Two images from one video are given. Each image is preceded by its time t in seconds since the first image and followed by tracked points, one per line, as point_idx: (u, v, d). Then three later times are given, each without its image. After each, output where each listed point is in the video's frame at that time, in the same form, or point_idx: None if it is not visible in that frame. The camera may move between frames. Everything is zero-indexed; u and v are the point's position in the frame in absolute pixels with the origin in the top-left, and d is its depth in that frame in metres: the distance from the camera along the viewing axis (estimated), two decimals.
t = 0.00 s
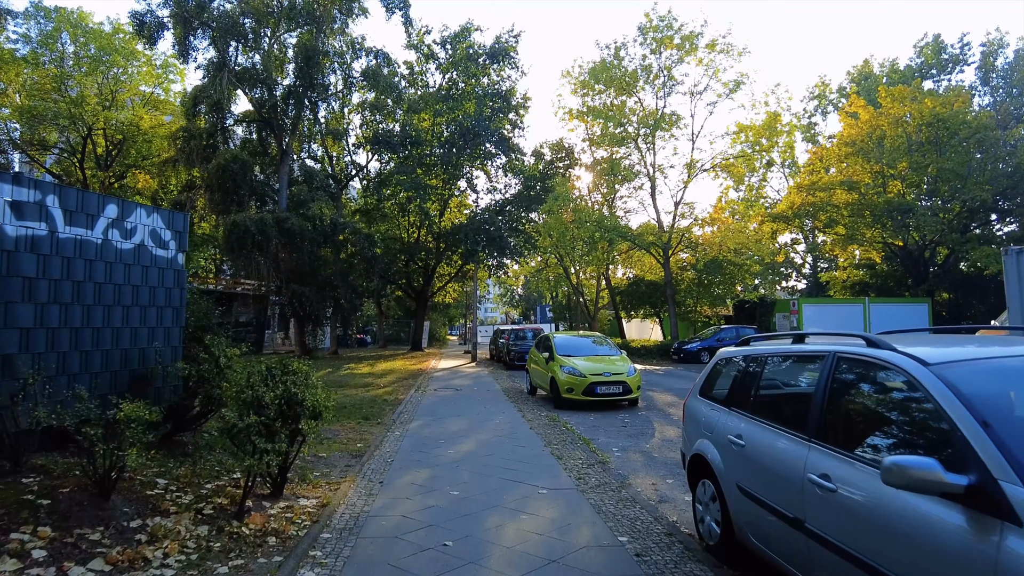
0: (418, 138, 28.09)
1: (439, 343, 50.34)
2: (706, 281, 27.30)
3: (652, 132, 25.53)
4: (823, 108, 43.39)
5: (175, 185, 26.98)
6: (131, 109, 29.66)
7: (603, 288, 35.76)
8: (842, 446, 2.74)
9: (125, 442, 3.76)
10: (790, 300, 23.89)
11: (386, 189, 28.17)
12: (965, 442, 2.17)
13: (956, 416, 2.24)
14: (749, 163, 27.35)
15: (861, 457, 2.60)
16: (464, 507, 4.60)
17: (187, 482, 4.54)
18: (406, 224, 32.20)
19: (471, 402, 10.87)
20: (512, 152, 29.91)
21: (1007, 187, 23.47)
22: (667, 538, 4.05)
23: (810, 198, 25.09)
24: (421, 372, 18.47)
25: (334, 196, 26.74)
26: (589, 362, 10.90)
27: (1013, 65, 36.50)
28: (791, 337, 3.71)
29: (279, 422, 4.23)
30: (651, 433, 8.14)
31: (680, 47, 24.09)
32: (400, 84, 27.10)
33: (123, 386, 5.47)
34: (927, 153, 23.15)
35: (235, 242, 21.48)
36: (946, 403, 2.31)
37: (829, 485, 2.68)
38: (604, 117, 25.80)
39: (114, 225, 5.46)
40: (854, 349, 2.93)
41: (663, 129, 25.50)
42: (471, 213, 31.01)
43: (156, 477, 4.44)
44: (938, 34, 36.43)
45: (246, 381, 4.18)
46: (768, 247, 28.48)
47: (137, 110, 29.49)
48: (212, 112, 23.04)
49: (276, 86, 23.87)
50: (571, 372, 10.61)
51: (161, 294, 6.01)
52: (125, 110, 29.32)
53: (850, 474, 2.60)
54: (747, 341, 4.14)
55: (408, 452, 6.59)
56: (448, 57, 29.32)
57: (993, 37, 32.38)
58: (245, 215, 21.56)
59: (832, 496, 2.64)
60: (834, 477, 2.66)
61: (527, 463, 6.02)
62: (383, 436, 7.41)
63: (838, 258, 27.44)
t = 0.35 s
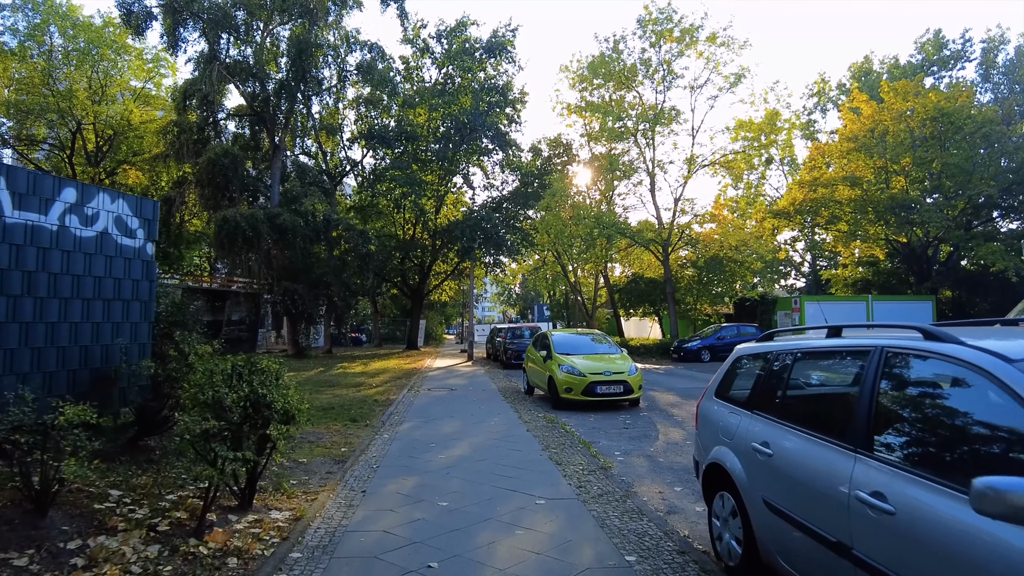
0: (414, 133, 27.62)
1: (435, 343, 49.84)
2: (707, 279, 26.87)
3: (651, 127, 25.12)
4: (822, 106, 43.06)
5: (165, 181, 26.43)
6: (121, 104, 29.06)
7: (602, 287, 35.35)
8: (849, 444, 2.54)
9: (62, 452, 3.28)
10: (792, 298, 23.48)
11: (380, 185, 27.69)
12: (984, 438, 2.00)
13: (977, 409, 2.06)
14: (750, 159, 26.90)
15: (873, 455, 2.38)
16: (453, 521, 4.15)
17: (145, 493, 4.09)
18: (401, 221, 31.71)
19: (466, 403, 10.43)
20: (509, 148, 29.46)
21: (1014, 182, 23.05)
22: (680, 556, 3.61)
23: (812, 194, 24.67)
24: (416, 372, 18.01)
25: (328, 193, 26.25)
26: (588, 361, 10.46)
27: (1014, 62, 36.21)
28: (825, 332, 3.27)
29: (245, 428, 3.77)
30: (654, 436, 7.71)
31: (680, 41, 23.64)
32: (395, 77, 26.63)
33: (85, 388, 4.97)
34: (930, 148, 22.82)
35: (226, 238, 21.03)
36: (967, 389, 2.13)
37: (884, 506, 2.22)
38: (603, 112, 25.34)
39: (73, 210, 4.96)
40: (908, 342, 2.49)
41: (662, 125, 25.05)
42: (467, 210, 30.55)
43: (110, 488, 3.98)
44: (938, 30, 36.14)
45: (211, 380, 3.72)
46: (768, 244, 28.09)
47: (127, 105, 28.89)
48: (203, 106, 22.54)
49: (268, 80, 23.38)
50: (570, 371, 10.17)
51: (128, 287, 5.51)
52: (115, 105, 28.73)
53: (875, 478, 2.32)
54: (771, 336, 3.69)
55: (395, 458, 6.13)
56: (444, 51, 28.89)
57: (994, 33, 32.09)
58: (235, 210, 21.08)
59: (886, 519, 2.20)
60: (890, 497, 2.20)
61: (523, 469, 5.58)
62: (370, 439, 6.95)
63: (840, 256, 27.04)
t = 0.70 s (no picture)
0: (412, 132, 27.16)
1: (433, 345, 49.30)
2: (710, 281, 26.40)
3: (653, 125, 24.67)
4: (825, 106, 42.65)
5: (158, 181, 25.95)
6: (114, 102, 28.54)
7: (602, 288, 34.88)
8: (865, 455, 2.42)
9: None
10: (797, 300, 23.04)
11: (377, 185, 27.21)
12: None
13: None
14: (755, 158, 26.41)
15: (887, 468, 2.26)
16: (446, 551, 3.68)
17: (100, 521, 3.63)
18: (399, 222, 31.23)
19: (463, 410, 9.97)
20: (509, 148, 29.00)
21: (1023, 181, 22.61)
22: None
23: (818, 193, 24.21)
24: (413, 376, 17.51)
25: (324, 193, 25.79)
26: (591, 366, 10.00)
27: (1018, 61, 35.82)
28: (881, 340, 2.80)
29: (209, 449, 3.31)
30: (663, 447, 7.27)
31: (683, 37, 23.22)
32: (392, 75, 26.17)
33: (42, 400, 4.51)
34: (938, 147, 22.39)
35: (218, 238, 20.59)
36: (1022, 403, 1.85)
37: (984, 564, 1.75)
38: (604, 110, 24.89)
39: (28, 204, 4.49)
40: (999, 355, 2.02)
41: (665, 123, 24.60)
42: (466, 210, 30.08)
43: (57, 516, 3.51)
44: (942, 29, 35.75)
45: (165, 395, 3.26)
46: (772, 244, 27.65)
47: (120, 103, 28.37)
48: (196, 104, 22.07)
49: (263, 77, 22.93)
50: (572, 376, 9.69)
51: (93, 287, 5.05)
52: (108, 103, 28.21)
53: (884, 489, 2.23)
54: (811, 345, 3.23)
55: (385, 474, 5.65)
56: (442, 49, 28.46)
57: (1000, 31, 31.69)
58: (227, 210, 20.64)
59: None
60: (992, 554, 1.74)
61: (525, 487, 5.12)
62: (358, 452, 6.45)
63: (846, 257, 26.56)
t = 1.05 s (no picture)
0: (412, 129, 26.70)
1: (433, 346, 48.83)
2: (716, 281, 25.89)
3: (658, 123, 24.22)
4: (829, 105, 42.14)
5: (153, 178, 25.51)
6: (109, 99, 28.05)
7: (604, 289, 34.37)
8: (927, 476, 2.08)
9: None
10: (804, 300, 22.58)
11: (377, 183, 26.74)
12: None
13: None
14: (760, 157, 25.93)
15: (991, 508, 1.81)
16: None
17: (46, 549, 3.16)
18: (399, 221, 30.77)
19: (463, 415, 9.51)
20: (511, 145, 28.50)
21: None
22: None
23: (826, 192, 23.72)
24: (412, 377, 17.04)
25: (322, 191, 25.35)
26: (598, 368, 9.54)
27: None
28: (970, 346, 2.32)
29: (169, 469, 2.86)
30: (676, 456, 6.84)
31: (688, 33, 22.76)
32: (392, 71, 25.71)
33: None
34: (948, 144, 21.95)
35: (213, 237, 20.27)
36: None
37: None
38: (608, 107, 24.42)
39: None
40: None
41: (669, 120, 24.13)
42: (466, 209, 29.61)
43: None
44: (949, 26, 35.25)
45: (114, 408, 2.80)
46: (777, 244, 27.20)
47: (116, 100, 27.90)
48: (192, 100, 21.61)
49: (259, 72, 22.47)
50: (577, 380, 9.25)
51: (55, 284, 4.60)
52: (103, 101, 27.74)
53: (925, 506, 2.01)
54: (869, 348, 2.76)
55: (378, 487, 5.19)
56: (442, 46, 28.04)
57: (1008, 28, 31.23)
58: (222, 208, 20.26)
59: None
60: None
61: (531, 506, 4.66)
62: (349, 463, 5.99)
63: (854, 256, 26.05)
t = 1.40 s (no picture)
0: (412, 125, 26.24)
1: (433, 345, 48.38)
2: (720, 279, 25.36)
3: (661, 117, 23.78)
4: (832, 103, 41.67)
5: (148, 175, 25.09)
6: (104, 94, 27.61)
7: (606, 287, 33.90)
8: None
9: None
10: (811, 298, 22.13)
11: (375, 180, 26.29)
12: None
13: None
14: (765, 153, 25.49)
15: None
16: None
17: None
18: (398, 219, 30.31)
19: (462, 416, 9.07)
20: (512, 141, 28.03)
21: None
22: None
23: (833, 188, 23.27)
24: (410, 377, 16.59)
25: (320, 187, 24.89)
26: (603, 367, 9.09)
27: None
28: None
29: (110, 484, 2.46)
30: (689, 461, 6.39)
31: (692, 26, 22.32)
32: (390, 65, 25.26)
33: None
34: (958, 139, 21.51)
35: (206, 234, 20.31)
36: None
37: None
38: (610, 101, 23.96)
39: None
40: None
41: (673, 115, 23.69)
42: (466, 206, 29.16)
43: None
44: (955, 21, 34.77)
45: (36, 412, 2.33)
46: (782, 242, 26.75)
47: (110, 96, 27.45)
48: (186, 94, 21.18)
49: (255, 66, 22.05)
50: (582, 379, 8.80)
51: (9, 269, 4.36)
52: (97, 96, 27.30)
53: None
54: (945, 341, 2.30)
55: (367, 496, 4.74)
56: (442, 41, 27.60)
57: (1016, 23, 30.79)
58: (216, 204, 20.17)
59: None
60: None
61: (535, 517, 4.22)
62: (338, 469, 5.53)
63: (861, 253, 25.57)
